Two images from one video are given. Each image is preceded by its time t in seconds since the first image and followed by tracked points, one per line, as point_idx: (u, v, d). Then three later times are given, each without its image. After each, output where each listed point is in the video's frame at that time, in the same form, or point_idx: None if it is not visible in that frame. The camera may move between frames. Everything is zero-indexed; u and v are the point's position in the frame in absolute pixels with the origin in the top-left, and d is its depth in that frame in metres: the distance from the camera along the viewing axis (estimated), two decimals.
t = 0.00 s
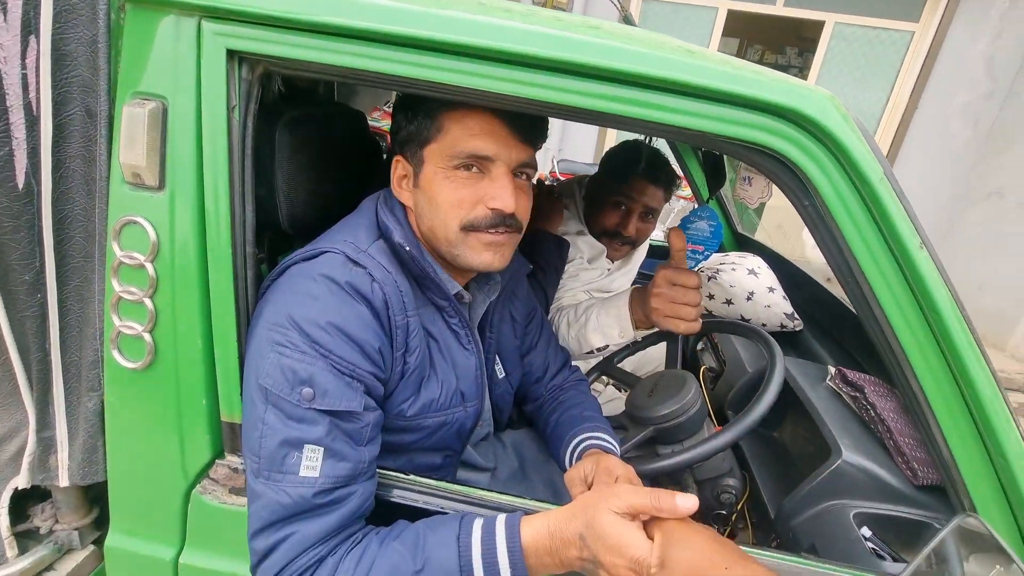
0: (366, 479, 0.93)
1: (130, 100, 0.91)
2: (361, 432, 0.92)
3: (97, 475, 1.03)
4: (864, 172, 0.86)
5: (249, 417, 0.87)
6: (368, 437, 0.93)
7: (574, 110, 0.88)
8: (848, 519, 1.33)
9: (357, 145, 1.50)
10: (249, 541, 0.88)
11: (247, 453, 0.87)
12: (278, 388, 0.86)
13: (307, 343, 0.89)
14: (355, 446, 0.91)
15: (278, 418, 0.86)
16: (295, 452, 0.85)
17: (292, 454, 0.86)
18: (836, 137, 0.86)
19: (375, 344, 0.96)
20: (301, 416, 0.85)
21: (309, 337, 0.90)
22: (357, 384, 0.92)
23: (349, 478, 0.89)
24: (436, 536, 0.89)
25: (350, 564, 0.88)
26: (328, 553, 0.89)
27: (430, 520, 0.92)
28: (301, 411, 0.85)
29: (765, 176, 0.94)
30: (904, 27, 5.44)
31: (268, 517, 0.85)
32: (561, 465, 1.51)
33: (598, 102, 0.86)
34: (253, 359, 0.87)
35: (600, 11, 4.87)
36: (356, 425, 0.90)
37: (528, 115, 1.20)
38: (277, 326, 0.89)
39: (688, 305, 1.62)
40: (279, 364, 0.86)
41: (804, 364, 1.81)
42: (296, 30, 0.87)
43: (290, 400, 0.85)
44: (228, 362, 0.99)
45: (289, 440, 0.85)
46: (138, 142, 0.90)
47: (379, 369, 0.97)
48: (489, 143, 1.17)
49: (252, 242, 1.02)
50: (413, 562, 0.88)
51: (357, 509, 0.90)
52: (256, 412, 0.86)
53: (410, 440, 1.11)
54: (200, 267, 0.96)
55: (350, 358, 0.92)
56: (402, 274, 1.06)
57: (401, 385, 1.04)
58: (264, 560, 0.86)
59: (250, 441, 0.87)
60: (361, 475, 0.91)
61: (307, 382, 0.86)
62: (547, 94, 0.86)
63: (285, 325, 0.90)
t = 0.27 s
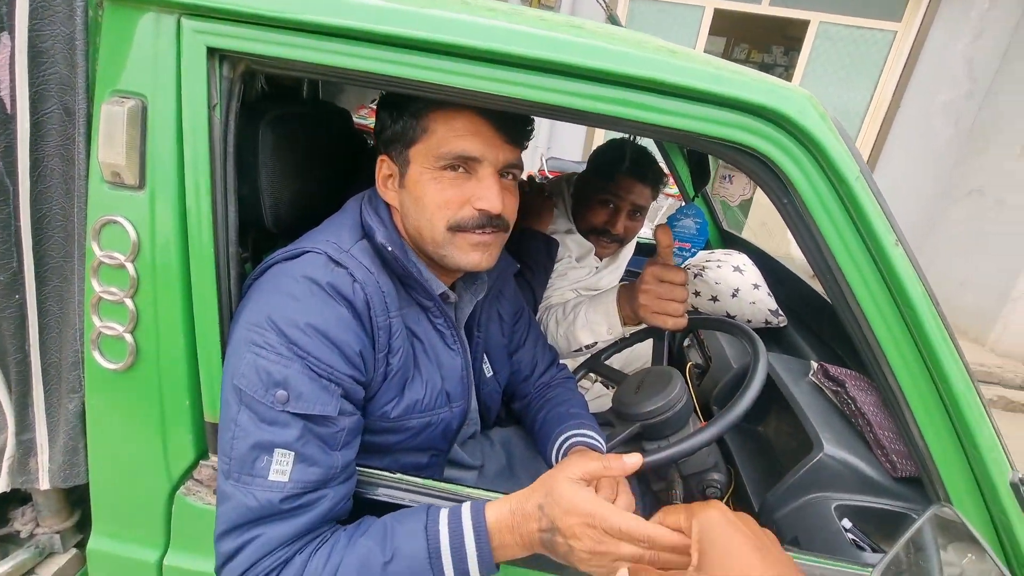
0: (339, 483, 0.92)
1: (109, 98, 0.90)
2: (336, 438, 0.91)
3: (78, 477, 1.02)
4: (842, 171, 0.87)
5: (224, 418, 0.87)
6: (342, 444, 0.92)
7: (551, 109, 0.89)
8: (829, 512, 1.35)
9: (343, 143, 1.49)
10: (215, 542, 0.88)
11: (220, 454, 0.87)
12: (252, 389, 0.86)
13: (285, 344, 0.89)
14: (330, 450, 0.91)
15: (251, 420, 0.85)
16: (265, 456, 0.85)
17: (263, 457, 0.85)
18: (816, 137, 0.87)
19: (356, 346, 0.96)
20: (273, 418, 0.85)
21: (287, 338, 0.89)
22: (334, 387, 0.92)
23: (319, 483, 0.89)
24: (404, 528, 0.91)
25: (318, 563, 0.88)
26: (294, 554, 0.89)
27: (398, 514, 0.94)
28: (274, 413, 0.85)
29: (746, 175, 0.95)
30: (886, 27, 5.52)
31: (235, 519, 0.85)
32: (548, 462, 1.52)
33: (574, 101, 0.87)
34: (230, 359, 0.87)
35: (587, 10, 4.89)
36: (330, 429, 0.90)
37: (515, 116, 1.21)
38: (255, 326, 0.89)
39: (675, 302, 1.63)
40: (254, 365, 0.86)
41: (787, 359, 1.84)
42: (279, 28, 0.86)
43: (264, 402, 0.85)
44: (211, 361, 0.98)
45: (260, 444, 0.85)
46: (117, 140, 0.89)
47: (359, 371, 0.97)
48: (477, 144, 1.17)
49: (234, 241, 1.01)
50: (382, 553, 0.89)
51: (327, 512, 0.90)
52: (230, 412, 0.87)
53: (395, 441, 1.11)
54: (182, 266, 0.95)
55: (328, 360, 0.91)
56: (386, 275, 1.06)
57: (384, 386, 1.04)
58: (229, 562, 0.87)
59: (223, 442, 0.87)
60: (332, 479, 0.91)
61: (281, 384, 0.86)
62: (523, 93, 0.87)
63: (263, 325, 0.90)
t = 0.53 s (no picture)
0: (304, 497, 0.93)
1: (72, 101, 0.88)
2: (302, 450, 0.92)
3: (44, 489, 1.00)
4: (811, 178, 0.88)
5: (189, 425, 0.88)
6: (308, 455, 0.93)
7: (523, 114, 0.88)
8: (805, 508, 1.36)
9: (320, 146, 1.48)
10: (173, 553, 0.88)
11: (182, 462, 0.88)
12: (218, 398, 0.86)
13: (253, 353, 0.89)
14: (295, 463, 0.91)
15: (214, 428, 0.86)
16: (228, 466, 0.86)
17: (225, 468, 0.86)
18: (786, 143, 0.87)
19: (328, 356, 0.96)
20: (238, 428, 0.86)
21: (256, 347, 0.89)
22: (303, 397, 0.92)
23: (283, 496, 0.90)
24: (370, 531, 0.92)
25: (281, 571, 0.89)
26: (256, 564, 0.90)
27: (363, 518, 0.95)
28: (239, 423, 0.86)
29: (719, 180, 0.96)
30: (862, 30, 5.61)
31: (193, 530, 0.86)
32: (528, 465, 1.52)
33: (542, 105, 0.87)
34: (197, 367, 0.88)
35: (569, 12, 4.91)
36: (296, 442, 0.91)
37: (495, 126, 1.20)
38: (224, 334, 0.89)
39: (652, 308, 1.63)
40: (220, 374, 0.87)
41: (764, 359, 1.85)
42: (249, 31, 0.85)
43: (229, 411, 0.86)
44: (181, 369, 0.97)
45: (223, 454, 0.86)
46: (81, 144, 0.87)
47: (331, 380, 0.97)
48: (464, 155, 1.17)
49: (204, 245, 0.99)
50: (347, 556, 0.90)
51: (291, 528, 0.91)
52: (195, 420, 0.87)
53: (370, 449, 1.10)
54: (150, 273, 0.93)
55: (297, 369, 0.92)
56: (360, 281, 1.05)
57: (358, 396, 1.04)
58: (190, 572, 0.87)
59: (186, 450, 0.88)
60: (297, 492, 0.92)
61: (248, 394, 0.87)
62: (493, 97, 0.87)
63: (232, 333, 0.90)
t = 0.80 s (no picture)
0: (254, 507, 0.80)
1: None
2: (250, 451, 0.79)
3: None
4: (833, 136, 0.77)
5: (117, 424, 0.76)
6: (257, 458, 0.80)
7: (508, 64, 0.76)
8: (812, 509, 1.26)
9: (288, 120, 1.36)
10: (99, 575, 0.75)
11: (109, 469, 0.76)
12: (148, 392, 0.74)
13: (191, 339, 0.77)
14: (241, 466, 0.78)
15: (145, 427, 0.74)
16: (160, 471, 0.74)
17: (158, 473, 0.74)
18: (803, 97, 0.76)
19: (281, 342, 0.84)
20: (173, 427, 0.75)
21: (195, 331, 0.77)
22: (250, 390, 0.79)
23: (228, 506, 0.77)
24: (336, 551, 0.81)
25: None
26: None
27: (330, 536, 0.84)
28: (173, 420, 0.74)
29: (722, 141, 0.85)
30: (845, 25, 5.59)
31: (121, 549, 0.73)
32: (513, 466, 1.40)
33: (528, 53, 0.74)
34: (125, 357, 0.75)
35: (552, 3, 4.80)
36: (243, 441, 0.79)
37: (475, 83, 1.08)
38: (156, 317, 0.77)
39: (646, 298, 1.52)
40: (152, 363, 0.74)
41: (761, 350, 1.76)
42: None
43: (161, 406, 0.74)
44: (111, 361, 0.84)
45: (155, 457, 0.74)
46: None
47: (284, 370, 0.85)
48: (443, 118, 1.05)
49: (140, 220, 0.87)
50: None
51: (240, 542, 0.78)
52: (122, 418, 0.75)
53: (337, 451, 0.98)
54: (71, 250, 0.80)
55: (243, 356, 0.80)
56: (321, 259, 0.93)
57: (320, 389, 0.91)
58: None
59: (114, 454, 0.75)
60: (246, 502, 0.79)
61: (184, 385, 0.75)
62: (471, 45, 0.74)
63: (166, 315, 0.77)
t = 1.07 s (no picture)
0: (195, 548, 0.67)
1: None
2: (189, 481, 0.66)
3: None
4: (900, 99, 0.63)
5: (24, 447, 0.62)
6: (200, 489, 0.67)
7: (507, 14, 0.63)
8: (841, 531, 1.12)
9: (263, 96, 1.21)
10: None
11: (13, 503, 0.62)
12: (62, 410, 0.61)
13: (116, 344, 0.64)
14: (177, 498, 0.66)
15: (57, 451, 0.61)
16: (73, 507, 0.60)
17: (71, 510, 0.60)
18: (861, 50, 0.62)
19: (230, 347, 0.70)
20: (93, 452, 0.61)
21: (121, 334, 0.64)
22: (191, 405, 0.66)
23: (161, 547, 0.65)
24: None
25: None
26: None
27: None
28: (93, 444, 0.61)
29: (757, 108, 0.70)
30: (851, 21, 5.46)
31: None
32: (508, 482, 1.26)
33: None
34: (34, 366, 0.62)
35: None
36: (181, 469, 0.66)
37: (468, 44, 0.96)
38: (76, 317, 0.64)
39: (662, 301, 1.38)
40: (67, 374, 0.61)
41: (778, 354, 1.61)
42: None
43: (77, 427, 0.60)
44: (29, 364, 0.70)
45: (68, 490, 0.60)
46: None
47: (233, 380, 0.71)
48: (428, 85, 0.92)
49: (65, 198, 0.73)
50: None
51: None
52: (30, 441, 0.62)
53: (304, 473, 0.85)
54: None
55: (181, 364, 0.66)
56: (283, 248, 0.79)
57: (279, 403, 0.78)
58: None
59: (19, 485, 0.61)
60: (183, 542, 0.66)
61: (105, 402, 0.61)
62: None
63: (88, 315, 0.64)
